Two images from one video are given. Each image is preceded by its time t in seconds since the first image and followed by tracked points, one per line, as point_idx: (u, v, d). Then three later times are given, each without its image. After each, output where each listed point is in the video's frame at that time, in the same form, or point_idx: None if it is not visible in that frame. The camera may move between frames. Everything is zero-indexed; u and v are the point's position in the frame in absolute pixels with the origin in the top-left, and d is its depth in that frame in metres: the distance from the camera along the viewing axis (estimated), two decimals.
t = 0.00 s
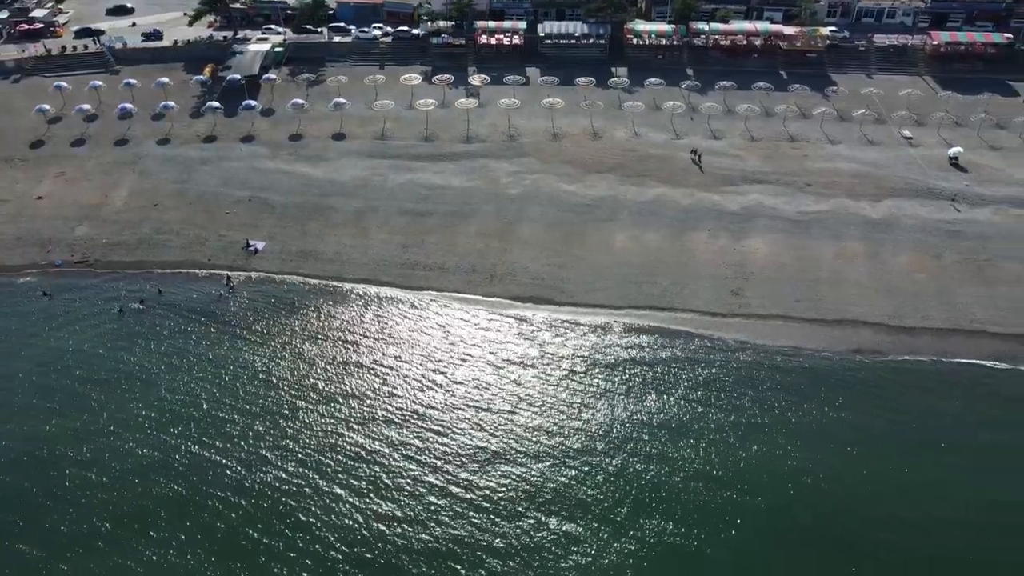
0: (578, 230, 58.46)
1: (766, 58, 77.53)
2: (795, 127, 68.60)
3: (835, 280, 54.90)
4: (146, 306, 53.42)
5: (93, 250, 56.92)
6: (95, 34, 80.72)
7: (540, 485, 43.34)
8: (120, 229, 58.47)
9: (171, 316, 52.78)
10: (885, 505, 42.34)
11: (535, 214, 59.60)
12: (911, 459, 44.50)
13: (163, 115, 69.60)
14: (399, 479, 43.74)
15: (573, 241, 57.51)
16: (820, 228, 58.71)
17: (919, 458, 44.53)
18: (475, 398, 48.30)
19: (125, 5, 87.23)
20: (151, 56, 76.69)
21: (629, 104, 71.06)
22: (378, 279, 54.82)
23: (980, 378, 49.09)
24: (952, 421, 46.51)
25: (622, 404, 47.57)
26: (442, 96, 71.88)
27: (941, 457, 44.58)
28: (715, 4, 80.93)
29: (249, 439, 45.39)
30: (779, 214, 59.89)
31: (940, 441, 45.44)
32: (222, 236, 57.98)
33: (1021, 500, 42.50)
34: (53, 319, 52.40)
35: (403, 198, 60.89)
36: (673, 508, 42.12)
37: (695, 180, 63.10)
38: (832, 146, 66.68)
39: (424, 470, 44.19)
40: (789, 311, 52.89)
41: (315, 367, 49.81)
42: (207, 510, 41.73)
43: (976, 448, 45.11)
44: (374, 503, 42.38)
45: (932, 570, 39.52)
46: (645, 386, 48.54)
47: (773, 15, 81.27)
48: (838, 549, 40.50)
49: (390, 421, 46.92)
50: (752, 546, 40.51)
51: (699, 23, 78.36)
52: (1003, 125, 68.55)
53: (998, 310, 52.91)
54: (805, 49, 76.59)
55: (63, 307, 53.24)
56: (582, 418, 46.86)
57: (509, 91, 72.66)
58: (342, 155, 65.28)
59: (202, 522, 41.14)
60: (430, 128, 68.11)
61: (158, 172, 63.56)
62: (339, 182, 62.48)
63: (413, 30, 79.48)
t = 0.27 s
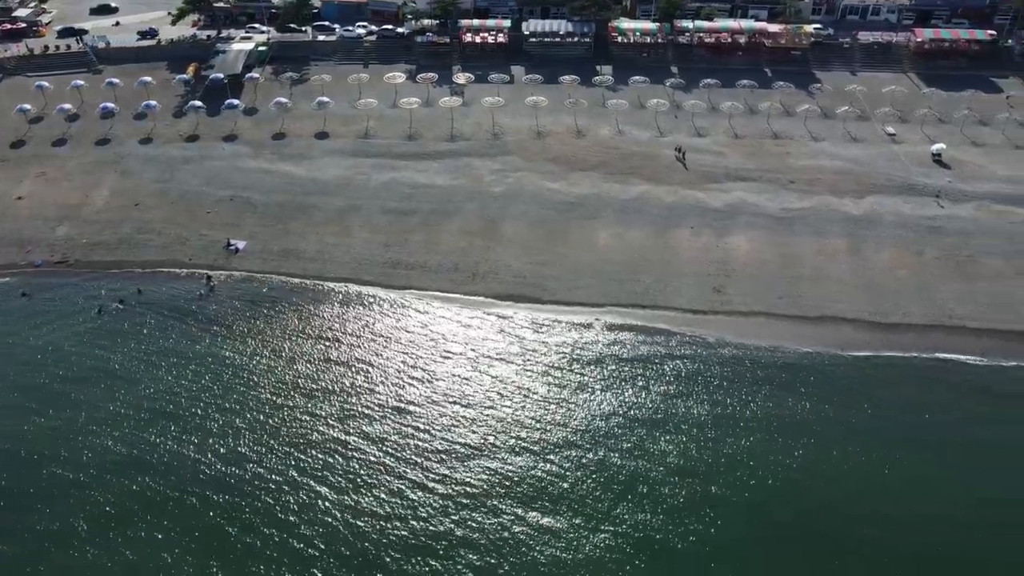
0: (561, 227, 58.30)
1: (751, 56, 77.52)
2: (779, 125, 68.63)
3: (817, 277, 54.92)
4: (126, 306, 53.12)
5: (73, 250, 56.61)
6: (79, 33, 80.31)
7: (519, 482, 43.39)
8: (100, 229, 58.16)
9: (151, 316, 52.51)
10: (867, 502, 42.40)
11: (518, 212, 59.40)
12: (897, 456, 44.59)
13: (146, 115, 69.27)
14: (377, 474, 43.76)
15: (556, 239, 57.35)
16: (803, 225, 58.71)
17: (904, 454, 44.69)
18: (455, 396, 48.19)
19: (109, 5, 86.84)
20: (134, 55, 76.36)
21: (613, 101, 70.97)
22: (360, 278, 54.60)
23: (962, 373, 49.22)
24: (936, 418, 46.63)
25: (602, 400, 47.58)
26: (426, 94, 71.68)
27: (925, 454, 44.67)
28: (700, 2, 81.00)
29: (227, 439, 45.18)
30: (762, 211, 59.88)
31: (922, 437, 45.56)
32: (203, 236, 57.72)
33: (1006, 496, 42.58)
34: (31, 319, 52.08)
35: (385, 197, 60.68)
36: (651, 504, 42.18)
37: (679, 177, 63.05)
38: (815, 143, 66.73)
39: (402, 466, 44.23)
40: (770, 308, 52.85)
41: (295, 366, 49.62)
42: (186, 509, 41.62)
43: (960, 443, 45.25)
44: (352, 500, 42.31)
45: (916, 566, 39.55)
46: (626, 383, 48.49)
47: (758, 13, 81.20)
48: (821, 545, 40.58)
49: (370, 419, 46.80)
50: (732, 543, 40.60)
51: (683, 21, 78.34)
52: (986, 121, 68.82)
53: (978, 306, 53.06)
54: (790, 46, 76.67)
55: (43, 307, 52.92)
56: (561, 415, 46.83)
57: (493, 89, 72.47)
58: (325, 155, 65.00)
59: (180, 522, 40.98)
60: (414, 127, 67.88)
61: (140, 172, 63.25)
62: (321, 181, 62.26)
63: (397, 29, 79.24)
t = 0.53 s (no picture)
0: (527, 225, 58.16)
1: (718, 51, 77.69)
2: (745, 120, 68.95)
3: (782, 271, 55.18)
4: (87, 311, 52.31)
5: (33, 256, 55.76)
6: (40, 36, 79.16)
7: (485, 480, 43.33)
8: (61, 234, 57.33)
9: (112, 320, 51.77)
10: (836, 494, 42.72)
11: (484, 210, 59.22)
12: (882, 452, 44.75)
13: (108, 118, 68.39)
14: (341, 473, 43.71)
15: (523, 237, 57.22)
16: (768, 219, 58.98)
17: (889, 449, 44.91)
18: (421, 395, 48.02)
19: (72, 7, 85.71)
20: (97, 58, 75.40)
21: (581, 99, 70.94)
22: (325, 279, 54.18)
23: (927, 364, 49.72)
24: (920, 413, 46.83)
25: (568, 397, 47.56)
26: (393, 93, 71.31)
27: (909, 449, 44.83)
28: None
29: (190, 445, 44.74)
30: (728, 206, 60.06)
31: (889, 428, 45.92)
32: (166, 239, 57.07)
33: (991, 491, 42.97)
34: None
35: (351, 197, 60.25)
36: (617, 500, 42.28)
37: (646, 173, 63.12)
38: (781, 138, 67.10)
39: (366, 465, 44.17)
40: (736, 302, 53.03)
41: (258, 368, 49.14)
42: (149, 518, 41.19)
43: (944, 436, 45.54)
44: (316, 503, 42.05)
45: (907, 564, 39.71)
46: (592, 379, 48.50)
47: (725, 9, 81.20)
48: (792, 540, 40.82)
49: (335, 420, 46.49)
50: (698, 536, 40.78)
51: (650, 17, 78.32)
52: (948, 114, 69.62)
53: (940, 296, 53.59)
54: (756, 42, 77.13)
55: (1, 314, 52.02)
56: (527, 413, 46.80)
57: (460, 87, 72.22)
58: (290, 156, 64.46)
59: (142, 528, 40.72)
60: (380, 126, 67.50)
61: (102, 175, 62.43)
62: (287, 182, 61.75)
63: (364, 28, 78.71)
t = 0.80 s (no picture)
0: (493, 223, 57.85)
1: (685, 48, 78.04)
2: (711, 116, 69.17)
3: (747, 265, 55.29)
4: (46, 318, 51.54)
5: None
6: None
7: (451, 480, 43.24)
8: (19, 239, 56.36)
9: (73, 326, 51.02)
10: (800, 487, 42.96)
11: (450, 209, 58.87)
12: (852, 447, 44.91)
13: (68, 121, 67.35)
14: (305, 474, 43.40)
15: (489, 235, 56.91)
16: (734, 214, 59.10)
17: (859, 442, 45.15)
18: (387, 396, 47.76)
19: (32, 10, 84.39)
20: (57, 61, 74.25)
21: (547, 96, 70.84)
22: (289, 282, 53.62)
23: (890, 356, 50.13)
24: (888, 405, 47.24)
25: (534, 395, 47.55)
26: (359, 93, 70.81)
27: (878, 443, 45.14)
28: None
29: (152, 449, 44.21)
30: (694, 202, 60.08)
31: (853, 421, 46.24)
32: (127, 243, 56.28)
33: (959, 483, 43.44)
34: None
35: (316, 198, 59.68)
36: (582, 497, 42.34)
37: (613, 170, 63.07)
38: (747, 134, 67.38)
39: (330, 465, 43.87)
40: (702, 297, 53.01)
41: (222, 371, 48.60)
42: (108, 524, 40.55)
43: (911, 428, 45.94)
44: (279, 506, 41.69)
45: (877, 558, 40.04)
46: (558, 377, 48.50)
47: (691, 7, 81.69)
48: (758, 533, 41.02)
49: (299, 421, 46.08)
50: (665, 534, 40.86)
51: (617, 15, 78.55)
52: (911, 107, 70.30)
53: (902, 289, 54.02)
54: (722, 38, 77.41)
55: None
56: (493, 412, 46.72)
57: (427, 87, 71.85)
58: (254, 157, 63.79)
59: (101, 532, 40.18)
60: (346, 126, 67.00)
61: (62, 179, 61.43)
62: (251, 184, 61.10)
63: (329, 28, 78.13)
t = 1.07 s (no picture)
0: (464, 222, 57.48)
1: (658, 46, 78.15)
2: (684, 113, 69.21)
3: (719, 261, 55.23)
4: (11, 323, 50.88)
5: None
6: None
7: (421, 479, 43.04)
8: None
9: (38, 331, 50.39)
10: (771, 481, 43.08)
11: (422, 209, 58.45)
12: (827, 442, 45.02)
13: (35, 124, 66.51)
14: (274, 475, 43.05)
15: (460, 234, 56.53)
16: (707, 210, 59.01)
17: (832, 435, 45.29)
18: (357, 395, 47.45)
19: None
20: (24, 63, 73.38)
21: (520, 95, 70.65)
22: (258, 284, 53.09)
23: (860, 350, 50.33)
24: (861, 398, 47.37)
25: (506, 393, 47.39)
26: (331, 93, 70.35)
27: (853, 437, 45.27)
28: None
29: (119, 452, 43.80)
30: (667, 198, 59.94)
31: (825, 415, 46.41)
32: (93, 246, 55.61)
33: (930, 475, 43.75)
34: None
35: (286, 199, 59.14)
36: (553, 493, 42.25)
37: (586, 168, 62.90)
38: (720, 130, 67.45)
39: (300, 466, 43.52)
40: (675, 294, 52.86)
41: (190, 373, 48.10)
42: (73, 529, 40.09)
43: (883, 421, 46.12)
44: (247, 508, 41.34)
45: (849, 552, 40.16)
46: (530, 374, 48.32)
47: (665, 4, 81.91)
48: (730, 527, 41.14)
49: (268, 422, 45.65)
50: (640, 531, 40.77)
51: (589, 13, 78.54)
52: (882, 102, 70.62)
53: (873, 283, 54.11)
54: (695, 35, 77.54)
55: None
56: (465, 410, 46.53)
57: (399, 86, 71.47)
58: (224, 159, 63.20)
59: (67, 536, 39.83)
60: (317, 127, 66.56)
61: (28, 183, 60.64)
62: (220, 185, 60.53)
63: (300, 28, 77.64)
